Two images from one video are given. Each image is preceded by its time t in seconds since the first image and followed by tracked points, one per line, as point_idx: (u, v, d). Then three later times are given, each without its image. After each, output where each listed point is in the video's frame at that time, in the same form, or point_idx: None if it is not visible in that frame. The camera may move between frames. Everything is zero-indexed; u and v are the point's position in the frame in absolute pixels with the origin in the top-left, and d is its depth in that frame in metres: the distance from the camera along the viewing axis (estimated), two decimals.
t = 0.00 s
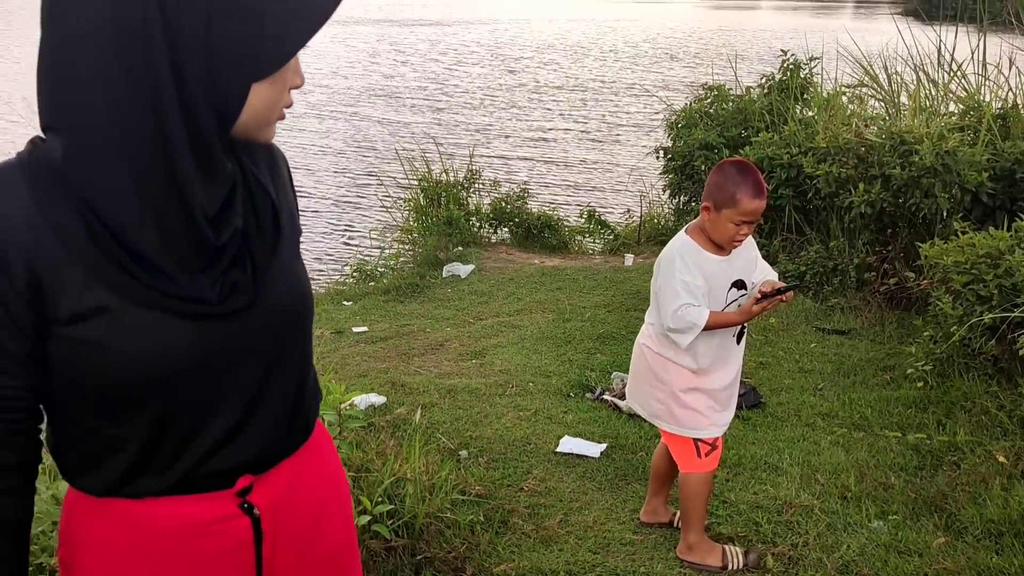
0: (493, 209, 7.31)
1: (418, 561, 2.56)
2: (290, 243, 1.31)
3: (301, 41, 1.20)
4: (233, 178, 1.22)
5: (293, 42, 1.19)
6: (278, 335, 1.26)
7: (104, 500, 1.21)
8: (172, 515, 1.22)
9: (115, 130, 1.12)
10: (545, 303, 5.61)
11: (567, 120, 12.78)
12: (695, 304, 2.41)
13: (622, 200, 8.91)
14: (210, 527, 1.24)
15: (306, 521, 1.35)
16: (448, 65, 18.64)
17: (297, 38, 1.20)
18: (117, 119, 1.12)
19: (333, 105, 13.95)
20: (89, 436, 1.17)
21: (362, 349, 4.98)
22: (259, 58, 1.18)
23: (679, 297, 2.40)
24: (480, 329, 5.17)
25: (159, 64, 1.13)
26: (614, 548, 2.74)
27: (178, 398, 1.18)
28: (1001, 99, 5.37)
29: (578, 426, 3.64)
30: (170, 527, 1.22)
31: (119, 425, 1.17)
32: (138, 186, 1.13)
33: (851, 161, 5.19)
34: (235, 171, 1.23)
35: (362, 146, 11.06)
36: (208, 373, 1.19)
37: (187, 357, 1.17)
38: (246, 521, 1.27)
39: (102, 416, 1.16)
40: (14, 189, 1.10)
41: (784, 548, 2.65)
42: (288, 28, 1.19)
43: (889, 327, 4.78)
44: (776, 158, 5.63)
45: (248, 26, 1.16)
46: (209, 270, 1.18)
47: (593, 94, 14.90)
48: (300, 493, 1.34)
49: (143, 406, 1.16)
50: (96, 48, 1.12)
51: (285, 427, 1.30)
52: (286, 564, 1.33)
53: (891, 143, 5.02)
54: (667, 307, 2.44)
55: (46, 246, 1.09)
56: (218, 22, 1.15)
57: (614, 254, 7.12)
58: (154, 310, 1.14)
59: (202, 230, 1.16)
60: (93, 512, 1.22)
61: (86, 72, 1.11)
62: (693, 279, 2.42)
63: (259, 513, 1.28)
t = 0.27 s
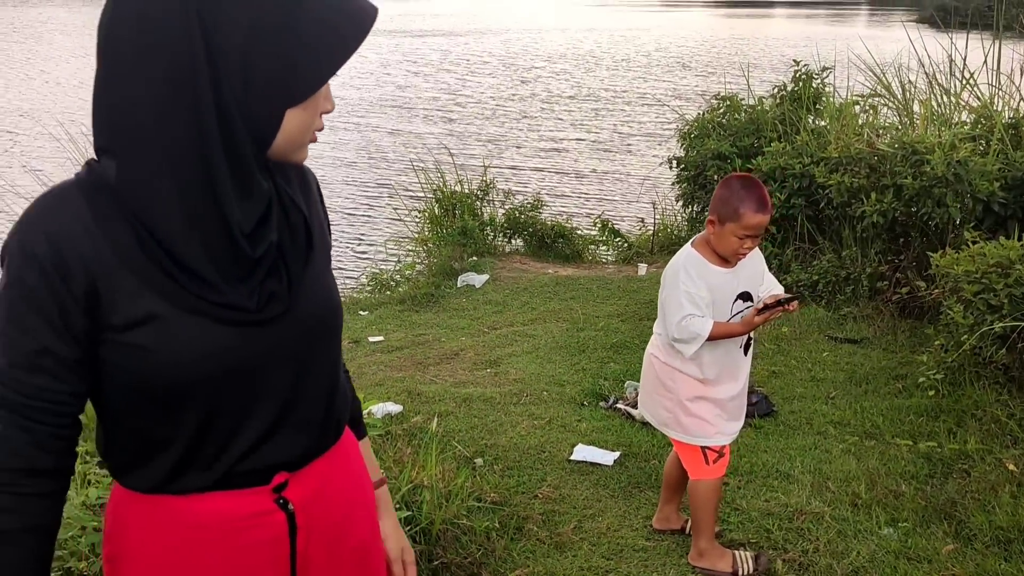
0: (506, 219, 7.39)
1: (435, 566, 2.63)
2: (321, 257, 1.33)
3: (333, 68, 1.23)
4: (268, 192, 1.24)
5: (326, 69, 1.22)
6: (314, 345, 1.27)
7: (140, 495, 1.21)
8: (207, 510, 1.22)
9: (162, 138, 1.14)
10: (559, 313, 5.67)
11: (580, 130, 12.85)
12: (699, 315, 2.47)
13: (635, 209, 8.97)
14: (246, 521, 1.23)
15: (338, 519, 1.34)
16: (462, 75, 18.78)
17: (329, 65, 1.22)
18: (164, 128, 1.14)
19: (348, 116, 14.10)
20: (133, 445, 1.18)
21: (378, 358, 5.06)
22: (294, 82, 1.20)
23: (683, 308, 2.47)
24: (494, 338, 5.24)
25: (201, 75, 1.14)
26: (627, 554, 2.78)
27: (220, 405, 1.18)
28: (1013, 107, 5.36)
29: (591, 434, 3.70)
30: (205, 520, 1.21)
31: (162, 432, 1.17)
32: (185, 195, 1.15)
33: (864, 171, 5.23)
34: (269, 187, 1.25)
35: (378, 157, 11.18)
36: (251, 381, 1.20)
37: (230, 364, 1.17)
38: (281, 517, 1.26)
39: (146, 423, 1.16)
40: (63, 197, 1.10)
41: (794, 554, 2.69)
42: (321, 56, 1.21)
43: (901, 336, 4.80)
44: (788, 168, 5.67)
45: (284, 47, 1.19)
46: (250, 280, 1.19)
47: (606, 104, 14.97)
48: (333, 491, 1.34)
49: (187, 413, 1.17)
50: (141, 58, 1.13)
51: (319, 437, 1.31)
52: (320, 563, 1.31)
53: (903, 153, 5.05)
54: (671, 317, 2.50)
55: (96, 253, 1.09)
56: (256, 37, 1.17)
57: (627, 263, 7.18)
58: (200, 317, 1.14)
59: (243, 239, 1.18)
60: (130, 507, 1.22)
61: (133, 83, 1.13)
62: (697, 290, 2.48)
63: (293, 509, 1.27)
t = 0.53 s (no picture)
0: (514, 229, 7.46)
1: (449, 570, 2.69)
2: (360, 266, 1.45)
3: (369, 96, 1.34)
4: (312, 209, 1.36)
5: (364, 97, 1.33)
6: (356, 348, 1.39)
7: (203, 493, 1.33)
8: (264, 505, 1.33)
9: (223, 161, 1.25)
10: (567, 323, 5.74)
11: (586, 140, 12.94)
12: (685, 319, 2.54)
13: (642, 219, 9.04)
14: (298, 516, 1.34)
15: (379, 512, 1.45)
16: (468, 86, 18.90)
17: (366, 93, 1.33)
18: (225, 151, 1.25)
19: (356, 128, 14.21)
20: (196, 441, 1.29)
21: (389, 368, 5.13)
22: (335, 111, 1.31)
23: (670, 309, 2.55)
24: (503, 348, 5.31)
25: (256, 104, 1.26)
26: (637, 558, 2.85)
27: (274, 404, 1.29)
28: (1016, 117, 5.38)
29: (600, 442, 3.76)
30: (262, 515, 1.33)
31: (223, 428, 1.29)
32: (243, 212, 1.26)
33: (868, 181, 5.30)
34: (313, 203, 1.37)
35: (385, 168, 11.28)
36: (301, 381, 1.31)
37: (284, 366, 1.28)
38: (329, 510, 1.37)
39: (209, 420, 1.28)
40: (135, 215, 1.22)
41: (800, 558, 2.74)
42: (360, 86, 1.33)
43: (906, 344, 4.85)
44: (793, 178, 5.74)
45: (326, 77, 1.30)
46: (300, 288, 1.31)
47: (611, 114, 15.06)
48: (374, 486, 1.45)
49: (244, 411, 1.28)
50: (204, 88, 1.24)
51: (360, 434, 1.43)
52: (365, 552, 1.42)
53: (906, 163, 5.12)
54: (661, 318, 2.59)
55: (167, 266, 1.20)
56: (302, 68, 1.28)
57: (634, 273, 7.24)
58: (258, 323, 1.25)
59: (295, 250, 1.30)
60: (193, 505, 1.33)
61: (196, 111, 1.24)
62: (687, 293, 2.55)
63: (341, 503, 1.38)
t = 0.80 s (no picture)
0: (516, 238, 7.53)
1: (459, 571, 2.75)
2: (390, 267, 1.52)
3: (399, 103, 1.40)
4: (347, 215, 1.43)
5: (395, 104, 1.40)
6: (389, 344, 1.46)
7: (247, 487, 1.38)
8: (307, 493, 1.39)
9: (266, 170, 1.32)
10: (570, 329, 5.80)
11: (587, 149, 13.03)
12: (680, 325, 2.58)
13: (642, 227, 9.11)
14: (340, 502, 1.41)
15: (411, 495, 1.52)
16: (468, 96, 19.00)
17: (397, 101, 1.40)
18: (269, 161, 1.32)
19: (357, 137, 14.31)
20: (243, 437, 1.36)
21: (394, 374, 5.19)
22: (369, 118, 1.38)
23: (666, 317, 2.60)
24: (507, 355, 5.37)
25: (296, 115, 1.32)
26: (642, 559, 2.90)
27: (316, 399, 1.36)
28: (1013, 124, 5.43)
29: (604, 446, 3.82)
30: (306, 505, 1.38)
31: (268, 424, 1.35)
32: (288, 217, 1.33)
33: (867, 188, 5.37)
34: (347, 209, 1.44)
35: (387, 177, 11.36)
36: (341, 377, 1.38)
37: (326, 362, 1.35)
38: (367, 496, 1.43)
39: (256, 416, 1.34)
40: (186, 224, 1.28)
41: (803, 558, 2.79)
42: (393, 97, 1.39)
43: (906, 349, 4.91)
44: (793, 186, 5.81)
45: (359, 88, 1.37)
46: (339, 288, 1.38)
47: (611, 123, 15.16)
48: (404, 472, 1.52)
49: (289, 406, 1.35)
50: (247, 102, 1.31)
51: (394, 426, 1.50)
52: (399, 534, 1.49)
53: (905, 171, 5.19)
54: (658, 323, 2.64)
55: (218, 271, 1.27)
56: (337, 80, 1.35)
57: (635, 280, 7.30)
58: (302, 322, 1.32)
59: (334, 253, 1.37)
60: (240, 498, 1.39)
61: (241, 125, 1.31)
62: (682, 301, 2.60)
63: (378, 489, 1.45)
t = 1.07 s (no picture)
0: (515, 244, 7.60)
1: (460, 569, 2.80)
2: (398, 266, 1.59)
3: (410, 109, 1.47)
4: (359, 216, 1.50)
5: (405, 110, 1.47)
6: (399, 339, 1.52)
7: (266, 476, 1.45)
8: (325, 481, 1.45)
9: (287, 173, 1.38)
10: (568, 334, 5.85)
11: (584, 157, 13.11)
12: (682, 343, 2.53)
13: (640, 233, 9.17)
14: (355, 488, 1.48)
15: (421, 482, 1.59)
16: (466, 104, 19.10)
17: (407, 107, 1.47)
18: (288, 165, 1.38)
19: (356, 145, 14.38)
20: (263, 430, 1.42)
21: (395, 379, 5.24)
22: (381, 123, 1.45)
23: (667, 336, 2.55)
24: (507, 359, 5.42)
25: (314, 121, 1.39)
26: (640, 557, 2.95)
27: (333, 391, 1.42)
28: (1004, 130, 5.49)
29: (603, 448, 3.87)
30: (323, 492, 1.45)
31: (287, 416, 1.41)
32: (306, 219, 1.39)
33: (861, 194, 5.44)
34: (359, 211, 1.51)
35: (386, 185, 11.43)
36: (356, 370, 1.44)
37: (342, 356, 1.41)
38: (380, 483, 1.51)
39: (275, 408, 1.40)
40: (210, 225, 1.34)
41: (799, 556, 2.84)
42: (402, 104, 1.47)
43: (899, 352, 4.97)
44: (788, 191, 5.88)
45: (372, 95, 1.44)
46: (354, 285, 1.44)
47: (608, 131, 15.24)
48: (414, 460, 1.59)
49: (307, 399, 1.41)
50: (268, 110, 1.38)
51: (402, 417, 1.56)
52: (410, 520, 1.56)
53: (897, 176, 5.26)
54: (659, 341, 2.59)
55: (242, 269, 1.33)
56: (351, 89, 1.42)
57: (633, 285, 7.36)
58: (320, 316, 1.38)
59: (349, 252, 1.43)
60: (259, 488, 1.46)
61: (262, 131, 1.37)
62: (683, 319, 2.55)
63: (390, 476, 1.52)
